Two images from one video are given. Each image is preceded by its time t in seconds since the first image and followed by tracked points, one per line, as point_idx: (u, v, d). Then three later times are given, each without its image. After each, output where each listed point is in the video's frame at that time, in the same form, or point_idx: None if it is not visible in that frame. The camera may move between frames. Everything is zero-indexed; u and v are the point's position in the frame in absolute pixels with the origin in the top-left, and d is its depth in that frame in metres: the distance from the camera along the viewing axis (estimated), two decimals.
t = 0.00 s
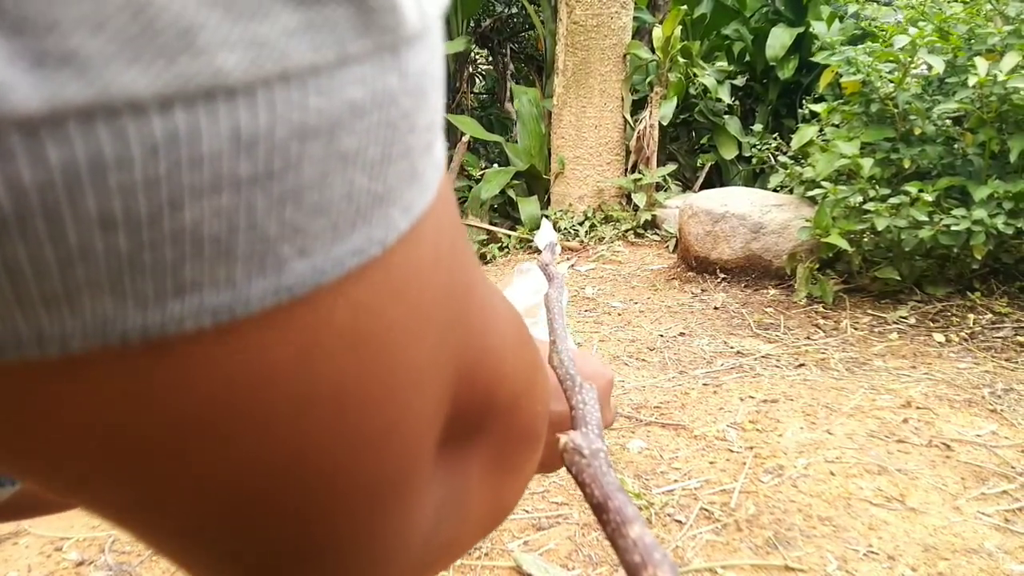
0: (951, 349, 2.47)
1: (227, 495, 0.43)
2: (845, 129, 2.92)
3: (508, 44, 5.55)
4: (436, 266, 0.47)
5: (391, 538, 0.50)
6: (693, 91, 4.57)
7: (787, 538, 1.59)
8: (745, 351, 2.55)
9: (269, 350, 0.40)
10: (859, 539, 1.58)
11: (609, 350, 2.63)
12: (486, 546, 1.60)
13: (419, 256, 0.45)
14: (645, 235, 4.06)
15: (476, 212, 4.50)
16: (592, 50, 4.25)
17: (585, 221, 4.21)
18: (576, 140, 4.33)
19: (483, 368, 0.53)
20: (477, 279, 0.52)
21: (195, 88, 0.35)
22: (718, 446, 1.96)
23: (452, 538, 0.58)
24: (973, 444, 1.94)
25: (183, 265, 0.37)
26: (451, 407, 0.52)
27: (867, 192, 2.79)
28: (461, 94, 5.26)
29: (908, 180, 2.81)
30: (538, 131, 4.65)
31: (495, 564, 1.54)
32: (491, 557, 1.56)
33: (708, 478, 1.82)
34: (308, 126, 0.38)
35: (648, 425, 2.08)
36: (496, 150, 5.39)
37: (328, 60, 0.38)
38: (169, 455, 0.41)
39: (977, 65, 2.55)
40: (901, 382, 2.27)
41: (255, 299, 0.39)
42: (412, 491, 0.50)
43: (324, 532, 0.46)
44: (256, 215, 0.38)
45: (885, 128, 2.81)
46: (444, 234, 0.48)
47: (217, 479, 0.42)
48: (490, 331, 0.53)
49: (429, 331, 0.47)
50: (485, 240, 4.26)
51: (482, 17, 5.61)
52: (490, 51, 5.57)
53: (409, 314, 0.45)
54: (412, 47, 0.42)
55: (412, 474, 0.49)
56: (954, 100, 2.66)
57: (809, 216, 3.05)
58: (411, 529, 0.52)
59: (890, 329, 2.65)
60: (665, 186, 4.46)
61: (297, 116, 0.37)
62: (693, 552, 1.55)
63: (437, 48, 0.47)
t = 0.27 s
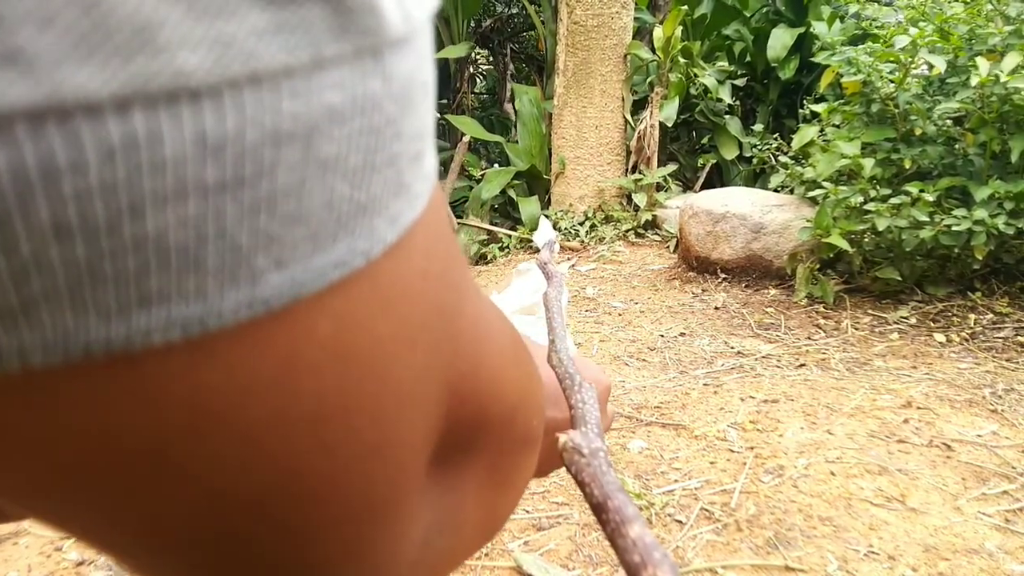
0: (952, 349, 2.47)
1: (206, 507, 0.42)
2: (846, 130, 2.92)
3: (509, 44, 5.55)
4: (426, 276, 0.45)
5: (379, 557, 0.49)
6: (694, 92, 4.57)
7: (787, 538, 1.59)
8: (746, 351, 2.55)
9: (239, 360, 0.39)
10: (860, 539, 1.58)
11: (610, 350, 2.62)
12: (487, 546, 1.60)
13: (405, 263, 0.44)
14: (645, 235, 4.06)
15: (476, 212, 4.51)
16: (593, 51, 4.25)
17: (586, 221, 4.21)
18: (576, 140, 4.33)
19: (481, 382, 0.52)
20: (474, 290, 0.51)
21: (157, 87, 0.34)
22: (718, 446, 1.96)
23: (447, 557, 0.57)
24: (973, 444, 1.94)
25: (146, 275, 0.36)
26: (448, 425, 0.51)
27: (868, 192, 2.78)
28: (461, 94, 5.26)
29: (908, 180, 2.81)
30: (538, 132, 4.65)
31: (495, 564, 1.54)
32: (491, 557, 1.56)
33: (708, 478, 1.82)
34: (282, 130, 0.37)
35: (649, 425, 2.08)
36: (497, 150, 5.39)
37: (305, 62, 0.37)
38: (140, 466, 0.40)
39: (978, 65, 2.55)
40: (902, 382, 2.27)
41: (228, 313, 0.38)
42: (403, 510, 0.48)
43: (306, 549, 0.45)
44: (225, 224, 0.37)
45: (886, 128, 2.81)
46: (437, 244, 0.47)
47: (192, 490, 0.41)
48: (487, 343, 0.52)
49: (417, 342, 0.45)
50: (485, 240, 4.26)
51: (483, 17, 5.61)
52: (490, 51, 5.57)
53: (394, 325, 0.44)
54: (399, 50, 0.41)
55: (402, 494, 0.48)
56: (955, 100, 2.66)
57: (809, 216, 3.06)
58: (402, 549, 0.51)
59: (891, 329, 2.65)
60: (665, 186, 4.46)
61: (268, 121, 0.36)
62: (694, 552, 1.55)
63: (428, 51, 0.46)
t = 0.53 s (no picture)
0: (953, 349, 2.47)
1: (140, 561, 0.42)
2: (847, 129, 2.92)
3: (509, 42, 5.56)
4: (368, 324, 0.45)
5: None
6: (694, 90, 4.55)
7: (788, 539, 1.58)
8: (746, 351, 2.54)
9: (161, 423, 0.39)
10: (861, 540, 1.58)
11: (610, 350, 2.62)
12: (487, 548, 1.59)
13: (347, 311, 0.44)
14: (646, 234, 4.05)
15: (476, 212, 4.49)
16: (593, 50, 4.25)
17: (586, 221, 4.20)
18: (576, 140, 4.33)
19: (437, 422, 0.51)
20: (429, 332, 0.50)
21: (62, 145, 0.33)
22: (719, 446, 1.95)
23: None
24: (974, 444, 1.94)
25: (67, 337, 0.36)
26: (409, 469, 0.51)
27: (868, 191, 2.77)
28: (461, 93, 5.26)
29: (909, 180, 2.81)
30: (539, 131, 4.65)
31: (495, 565, 1.53)
32: (491, 558, 1.56)
33: (709, 478, 1.81)
34: (209, 186, 0.36)
35: (649, 425, 2.08)
36: (497, 149, 5.38)
37: (236, 114, 0.37)
38: (70, 519, 0.40)
39: (980, 64, 2.54)
40: (902, 382, 2.27)
41: (152, 374, 0.38)
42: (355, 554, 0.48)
43: None
44: (148, 283, 0.36)
45: (887, 128, 2.80)
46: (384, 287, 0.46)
47: (129, 539, 0.41)
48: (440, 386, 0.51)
49: (355, 391, 0.45)
50: (486, 239, 4.25)
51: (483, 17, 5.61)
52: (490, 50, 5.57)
53: (331, 375, 0.43)
54: (345, 97, 0.41)
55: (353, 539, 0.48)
56: (956, 99, 2.65)
57: (810, 216, 3.05)
58: None
59: (892, 329, 2.64)
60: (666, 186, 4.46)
61: (196, 174, 0.36)
62: (694, 553, 1.55)
63: (384, 91, 0.45)
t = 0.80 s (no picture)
0: (950, 349, 2.48)
1: None
2: (845, 130, 2.93)
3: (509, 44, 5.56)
4: (294, 389, 0.39)
5: None
6: (693, 91, 4.52)
7: (786, 538, 1.59)
8: (745, 351, 2.55)
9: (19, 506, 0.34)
10: (858, 539, 1.58)
11: (609, 350, 2.62)
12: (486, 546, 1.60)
13: (265, 375, 0.37)
14: (645, 235, 4.06)
15: (475, 213, 4.50)
16: (592, 51, 4.26)
17: (585, 221, 4.21)
18: (576, 141, 4.34)
19: (390, 485, 0.45)
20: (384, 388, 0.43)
21: None
22: (717, 446, 1.96)
23: None
24: (972, 444, 1.94)
25: None
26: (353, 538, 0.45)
27: (866, 192, 2.78)
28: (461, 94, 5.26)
29: (907, 181, 2.82)
30: (538, 132, 4.65)
31: (495, 564, 1.54)
32: (490, 557, 1.56)
33: (708, 478, 1.82)
34: (64, 242, 0.31)
35: (648, 425, 2.08)
36: (496, 150, 5.39)
37: (99, 159, 0.31)
38: None
39: (977, 65, 2.54)
40: (900, 382, 2.27)
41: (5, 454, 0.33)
42: None
43: None
44: None
45: (885, 128, 2.81)
46: (320, 343, 0.40)
47: None
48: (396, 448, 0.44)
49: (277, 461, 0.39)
50: (485, 240, 4.26)
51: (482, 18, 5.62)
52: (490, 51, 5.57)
53: (238, 451, 0.37)
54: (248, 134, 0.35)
55: None
56: (954, 100, 2.66)
57: (808, 216, 3.06)
58: None
59: (890, 329, 2.65)
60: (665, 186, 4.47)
61: (49, 232, 0.31)
62: (693, 552, 1.55)
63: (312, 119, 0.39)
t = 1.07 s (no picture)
0: (950, 349, 2.48)
1: None
2: (845, 130, 2.94)
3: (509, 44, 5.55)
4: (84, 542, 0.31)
5: None
6: (693, 91, 4.53)
7: (786, 538, 1.59)
8: (745, 350, 2.55)
9: None
10: (858, 539, 1.58)
11: (609, 350, 2.62)
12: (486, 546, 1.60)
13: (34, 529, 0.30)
14: (645, 235, 4.06)
15: (475, 213, 4.50)
16: (592, 51, 4.25)
17: (585, 221, 4.21)
18: (576, 141, 4.34)
19: None
20: (253, 465, 0.35)
21: None
22: (717, 446, 1.96)
23: None
24: (972, 444, 1.94)
25: None
26: None
27: (866, 192, 2.78)
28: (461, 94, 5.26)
29: (906, 181, 2.82)
30: (538, 132, 4.65)
31: (495, 564, 1.54)
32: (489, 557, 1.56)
33: (708, 478, 1.82)
34: None
35: (648, 425, 2.08)
36: (496, 150, 5.39)
37: None
38: None
39: (977, 65, 2.54)
40: (900, 381, 2.27)
41: None
42: None
43: None
44: None
45: (884, 129, 2.82)
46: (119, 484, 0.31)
47: None
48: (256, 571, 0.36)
49: None
50: (484, 240, 4.26)
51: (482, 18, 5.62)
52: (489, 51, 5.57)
53: None
54: None
55: None
56: (954, 101, 2.65)
57: (808, 216, 3.05)
58: None
59: (890, 328, 2.65)
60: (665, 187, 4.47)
61: None
62: (693, 552, 1.55)
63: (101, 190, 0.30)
